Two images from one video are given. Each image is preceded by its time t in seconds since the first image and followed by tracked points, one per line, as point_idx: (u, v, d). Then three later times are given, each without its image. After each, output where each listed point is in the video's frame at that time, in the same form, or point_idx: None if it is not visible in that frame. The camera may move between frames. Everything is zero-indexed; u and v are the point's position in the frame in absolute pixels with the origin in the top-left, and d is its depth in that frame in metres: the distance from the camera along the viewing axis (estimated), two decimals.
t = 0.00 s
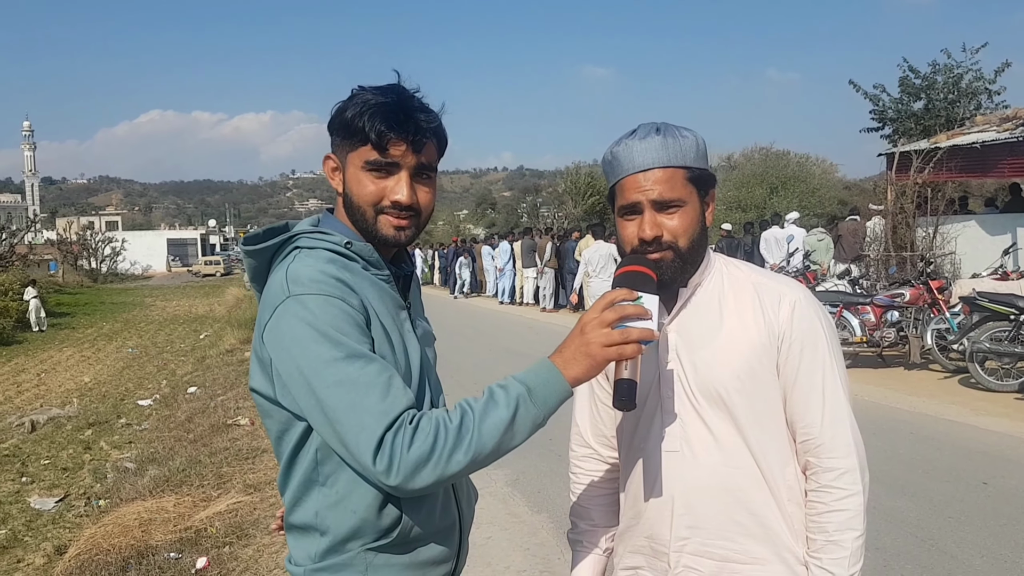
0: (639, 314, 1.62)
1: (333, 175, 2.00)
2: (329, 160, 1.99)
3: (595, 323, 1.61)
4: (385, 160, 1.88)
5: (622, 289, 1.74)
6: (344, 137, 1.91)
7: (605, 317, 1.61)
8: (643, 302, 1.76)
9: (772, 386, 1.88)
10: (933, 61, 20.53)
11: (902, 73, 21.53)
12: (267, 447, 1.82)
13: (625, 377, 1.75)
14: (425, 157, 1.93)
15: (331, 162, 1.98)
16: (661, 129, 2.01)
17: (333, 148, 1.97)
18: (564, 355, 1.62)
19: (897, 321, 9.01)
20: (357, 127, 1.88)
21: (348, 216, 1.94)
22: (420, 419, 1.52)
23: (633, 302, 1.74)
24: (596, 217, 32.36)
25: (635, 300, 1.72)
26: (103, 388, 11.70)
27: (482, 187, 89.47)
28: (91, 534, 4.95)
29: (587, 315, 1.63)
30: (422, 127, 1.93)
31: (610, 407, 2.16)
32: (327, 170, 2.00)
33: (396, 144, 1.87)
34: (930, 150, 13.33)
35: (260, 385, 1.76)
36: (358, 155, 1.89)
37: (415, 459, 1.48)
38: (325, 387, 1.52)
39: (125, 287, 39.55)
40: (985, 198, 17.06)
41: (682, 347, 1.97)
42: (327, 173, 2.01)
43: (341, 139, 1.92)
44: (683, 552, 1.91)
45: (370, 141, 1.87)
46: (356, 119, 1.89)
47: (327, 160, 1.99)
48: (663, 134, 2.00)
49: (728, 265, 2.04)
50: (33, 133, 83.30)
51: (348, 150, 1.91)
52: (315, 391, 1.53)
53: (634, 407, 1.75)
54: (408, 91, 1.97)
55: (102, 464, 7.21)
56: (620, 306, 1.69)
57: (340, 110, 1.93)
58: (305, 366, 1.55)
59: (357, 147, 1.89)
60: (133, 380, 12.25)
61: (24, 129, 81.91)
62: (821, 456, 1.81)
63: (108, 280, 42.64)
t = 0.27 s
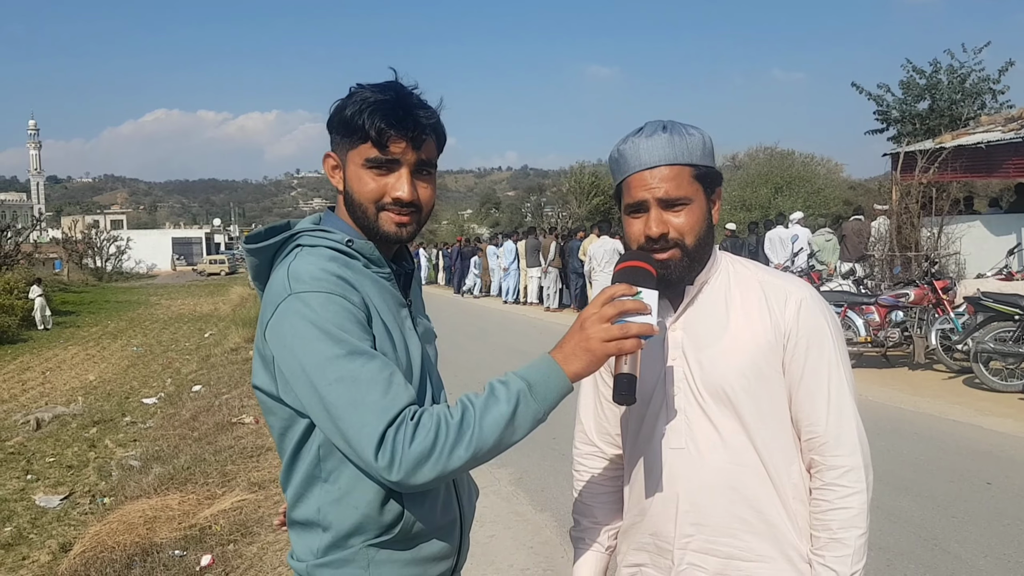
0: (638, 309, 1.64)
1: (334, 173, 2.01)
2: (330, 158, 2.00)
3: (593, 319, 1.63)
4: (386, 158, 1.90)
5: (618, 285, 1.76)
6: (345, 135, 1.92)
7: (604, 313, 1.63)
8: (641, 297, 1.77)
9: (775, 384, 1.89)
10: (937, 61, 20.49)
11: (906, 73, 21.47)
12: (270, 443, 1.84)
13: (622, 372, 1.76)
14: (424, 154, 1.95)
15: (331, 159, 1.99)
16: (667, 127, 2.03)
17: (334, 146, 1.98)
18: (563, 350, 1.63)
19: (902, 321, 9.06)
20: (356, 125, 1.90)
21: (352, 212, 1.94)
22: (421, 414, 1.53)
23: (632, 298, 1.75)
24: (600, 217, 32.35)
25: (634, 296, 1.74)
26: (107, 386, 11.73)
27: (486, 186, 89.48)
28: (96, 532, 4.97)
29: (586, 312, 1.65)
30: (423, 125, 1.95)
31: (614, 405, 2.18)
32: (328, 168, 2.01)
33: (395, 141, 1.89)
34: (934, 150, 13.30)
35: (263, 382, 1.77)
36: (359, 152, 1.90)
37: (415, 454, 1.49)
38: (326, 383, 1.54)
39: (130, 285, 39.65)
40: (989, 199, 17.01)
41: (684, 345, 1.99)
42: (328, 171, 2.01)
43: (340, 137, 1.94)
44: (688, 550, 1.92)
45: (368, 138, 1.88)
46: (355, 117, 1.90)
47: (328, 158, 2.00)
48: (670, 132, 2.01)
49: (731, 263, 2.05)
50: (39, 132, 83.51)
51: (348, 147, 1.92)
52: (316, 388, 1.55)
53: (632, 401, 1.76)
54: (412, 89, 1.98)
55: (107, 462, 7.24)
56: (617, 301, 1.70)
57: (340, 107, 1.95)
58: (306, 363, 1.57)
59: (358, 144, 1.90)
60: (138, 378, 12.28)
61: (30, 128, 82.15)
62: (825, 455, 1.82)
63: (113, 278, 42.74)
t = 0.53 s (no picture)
0: (637, 307, 1.65)
1: (343, 181, 1.92)
2: (340, 164, 1.91)
3: (592, 319, 1.64)
4: (417, 163, 1.90)
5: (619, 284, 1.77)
6: (370, 141, 1.86)
7: (602, 312, 1.64)
8: (639, 296, 1.79)
9: (774, 384, 1.90)
10: (939, 61, 20.47)
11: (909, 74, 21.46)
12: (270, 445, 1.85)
13: (622, 370, 1.77)
14: (440, 155, 1.98)
15: (346, 167, 1.91)
16: (667, 126, 2.03)
17: (346, 153, 1.90)
18: (564, 351, 1.64)
19: (904, 321, 9.03)
20: (386, 132, 1.86)
21: (372, 217, 1.91)
22: (421, 417, 1.54)
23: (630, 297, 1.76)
24: (603, 217, 32.36)
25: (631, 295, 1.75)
26: (111, 387, 11.76)
27: (488, 187, 89.53)
28: (99, 532, 4.99)
29: (584, 312, 1.66)
30: (438, 128, 1.96)
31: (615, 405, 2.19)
32: (336, 175, 1.92)
33: (426, 148, 1.90)
34: (937, 150, 13.30)
35: (262, 384, 1.78)
36: (390, 159, 1.87)
37: (415, 457, 1.50)
38: (326, 387, 1.55)
39: (134, 286, 39.74)
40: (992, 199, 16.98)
41: (683, 346, 2.00)
42: (338, 178, 1.92)
43: (360, 144, 1.87)
44: (689, 549, 1.93)
45: (403, 145, 1.86)
46: (384, 124, 1.86)
47: (337, 165, 1.91)
48: (670, 131, 2.02)
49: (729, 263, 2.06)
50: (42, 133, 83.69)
51: (374, 154, 1.87)
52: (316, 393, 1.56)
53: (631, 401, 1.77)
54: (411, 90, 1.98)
55: (111, 463, 7.26)
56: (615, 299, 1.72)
57: (362, 113, 1.88)
58: (305, 367, 1.58)
59: (389, 150, 1.86)
60: (141, 379, 12.31)
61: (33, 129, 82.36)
62: (825, 453, 1.83)
63: (116, 279, 42.83)
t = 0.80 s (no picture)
0: (639, 308, 1.66)
1: (343, 180, 1.92)
2: (340, 164, 1.90)
3: (593, 319, 1.64)
4: (417, 164, 1.91)
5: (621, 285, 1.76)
6: (371, 141, 1.87)
7: (604, 312, 1.64)
8: (641, 296, 1.79)
9: (774, 383, 1.90)
10: (941, 59, 20.44)
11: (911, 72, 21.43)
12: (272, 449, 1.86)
13: (625, 371, 1.78)
14: (439, 160, 1.99)
15: (347, 166, 1.90)
16: (662, 129, 2.03)
17: (346, 152, 1.90)
18: (566, 352, 1.64)
19: (908, 319, 8.92)
20: (388, 132, 1.86)
21: (371, 218, 1.92)
22: (425, 419, 1.55)
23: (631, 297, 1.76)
24: (605, 216, 32.34)
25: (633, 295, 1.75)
26: (114, 388, 11.79)
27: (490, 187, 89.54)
28: (103, 533, 5.01)
29: (585, 313, 1.66)
30: (438, 129, 1.97)
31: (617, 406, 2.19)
32: (336, 175, 1.92)
33: (427, 149, 1.91)
34: (940, 149, 13.29)
35: (263, 389, 1.79)
36: (390, 160, 1.87)
37: (421, 459, 1.51)
38: (329, 392, 1.55)
39: (137, 286, 39.79)
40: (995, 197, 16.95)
41: (683, 347, 2.00)
42: (338, 178, 1.92)
43: (362, 143, 1.87)
44: (692, 550, 1.93)
45: (406, 146, 1.87)
46: (386, 124, 1.87)
47: (337, 164, 1.90)
48: (665, 134, 2.02)
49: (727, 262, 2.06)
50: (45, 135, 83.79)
51: (376, 154, 1.87)
52: (319, 397, 1.56)
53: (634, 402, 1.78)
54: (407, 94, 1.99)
55: (114, 463, 7.28)
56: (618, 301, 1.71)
57: (364, 113, 1.88)
58: (307, 372, 1.58)
59: (390, 150, 1.87)
60: (145, 379, 12.33)
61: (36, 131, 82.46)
62: (825, 451, 1.83)
63: (119, 280, 42.89)
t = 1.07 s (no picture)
0: (635, 305, 1.64)
1: (333, 179, 1.90)
2: (331, 163, 1.88)
3: (589, 317, 1.63)
4: (410, 164, 1.89)
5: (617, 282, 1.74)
6: (363, 140, 1.85)
7: (599, 310, 1.63)
8: (636, 293, 1.77)
9: (768, 380, 1.89)
10: (937, 55, 20.45)
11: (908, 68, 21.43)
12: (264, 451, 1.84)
13: (621, 369, 1.76)
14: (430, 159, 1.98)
15: (338, 164, 1.88)
16: (656, 126, 2.02)
17: (337, 151, 1.88)
18: (562, 351, 1.62)
19: (904, 316, 8.97)
20: (381, 131, 1.84)
21: (361, 217, 1.90)
22: (421, 420, 1.53)
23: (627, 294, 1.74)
24: (602, 213, 32.32)
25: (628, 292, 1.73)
26: (111, 386, 11.76)
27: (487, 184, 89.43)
28: (100, 531, 4.99)
29: (581, 311, 1.64)
30: (430, 128, 1.96)
31: (611, 404, 2.18)
32: (326, 173, 1.89)
33: (420, 149, 1.90)
34: (936, 145, 13.29)
35: (254, 392, 1.77)
36: (382, 159, 1.85)
37: (418, 461, 1.50)
38: (323, 395, 1.53)
39: (133, 284, 39.68)
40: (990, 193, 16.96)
41: (678, 346, 1.98)
42: (329, 177, 1.90)
43: (354, 142, 1.85)
44: (685, 547, 1.92)
45: (398, 146, 1.85)
46: (379, 123, 1.85)
47: (328, 163, 1.88)
48: (660, 130, 2.00)
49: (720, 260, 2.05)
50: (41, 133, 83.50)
51: (368, 154, 1.85)
52: (314, 400, 1.54)
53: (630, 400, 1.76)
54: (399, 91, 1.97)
55: (110, 462, 7.25)
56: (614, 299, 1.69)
57: (356, 111, 1.86)
58: (300, 375, 1.56)
59: (383, 150, 1.85)
60: (141, 378, 12.30)
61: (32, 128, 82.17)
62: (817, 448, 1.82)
63: (115, 278, 42.76)
